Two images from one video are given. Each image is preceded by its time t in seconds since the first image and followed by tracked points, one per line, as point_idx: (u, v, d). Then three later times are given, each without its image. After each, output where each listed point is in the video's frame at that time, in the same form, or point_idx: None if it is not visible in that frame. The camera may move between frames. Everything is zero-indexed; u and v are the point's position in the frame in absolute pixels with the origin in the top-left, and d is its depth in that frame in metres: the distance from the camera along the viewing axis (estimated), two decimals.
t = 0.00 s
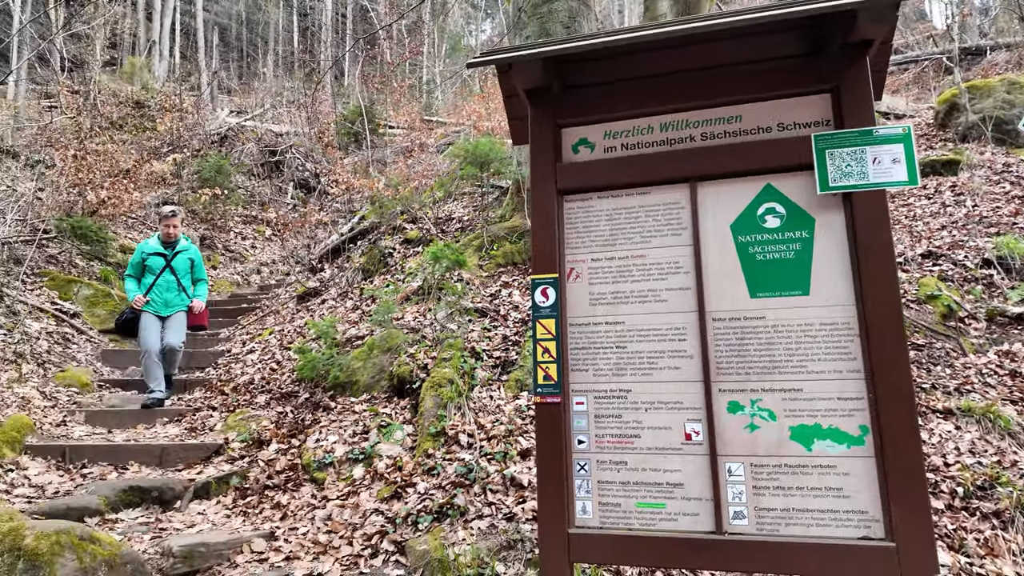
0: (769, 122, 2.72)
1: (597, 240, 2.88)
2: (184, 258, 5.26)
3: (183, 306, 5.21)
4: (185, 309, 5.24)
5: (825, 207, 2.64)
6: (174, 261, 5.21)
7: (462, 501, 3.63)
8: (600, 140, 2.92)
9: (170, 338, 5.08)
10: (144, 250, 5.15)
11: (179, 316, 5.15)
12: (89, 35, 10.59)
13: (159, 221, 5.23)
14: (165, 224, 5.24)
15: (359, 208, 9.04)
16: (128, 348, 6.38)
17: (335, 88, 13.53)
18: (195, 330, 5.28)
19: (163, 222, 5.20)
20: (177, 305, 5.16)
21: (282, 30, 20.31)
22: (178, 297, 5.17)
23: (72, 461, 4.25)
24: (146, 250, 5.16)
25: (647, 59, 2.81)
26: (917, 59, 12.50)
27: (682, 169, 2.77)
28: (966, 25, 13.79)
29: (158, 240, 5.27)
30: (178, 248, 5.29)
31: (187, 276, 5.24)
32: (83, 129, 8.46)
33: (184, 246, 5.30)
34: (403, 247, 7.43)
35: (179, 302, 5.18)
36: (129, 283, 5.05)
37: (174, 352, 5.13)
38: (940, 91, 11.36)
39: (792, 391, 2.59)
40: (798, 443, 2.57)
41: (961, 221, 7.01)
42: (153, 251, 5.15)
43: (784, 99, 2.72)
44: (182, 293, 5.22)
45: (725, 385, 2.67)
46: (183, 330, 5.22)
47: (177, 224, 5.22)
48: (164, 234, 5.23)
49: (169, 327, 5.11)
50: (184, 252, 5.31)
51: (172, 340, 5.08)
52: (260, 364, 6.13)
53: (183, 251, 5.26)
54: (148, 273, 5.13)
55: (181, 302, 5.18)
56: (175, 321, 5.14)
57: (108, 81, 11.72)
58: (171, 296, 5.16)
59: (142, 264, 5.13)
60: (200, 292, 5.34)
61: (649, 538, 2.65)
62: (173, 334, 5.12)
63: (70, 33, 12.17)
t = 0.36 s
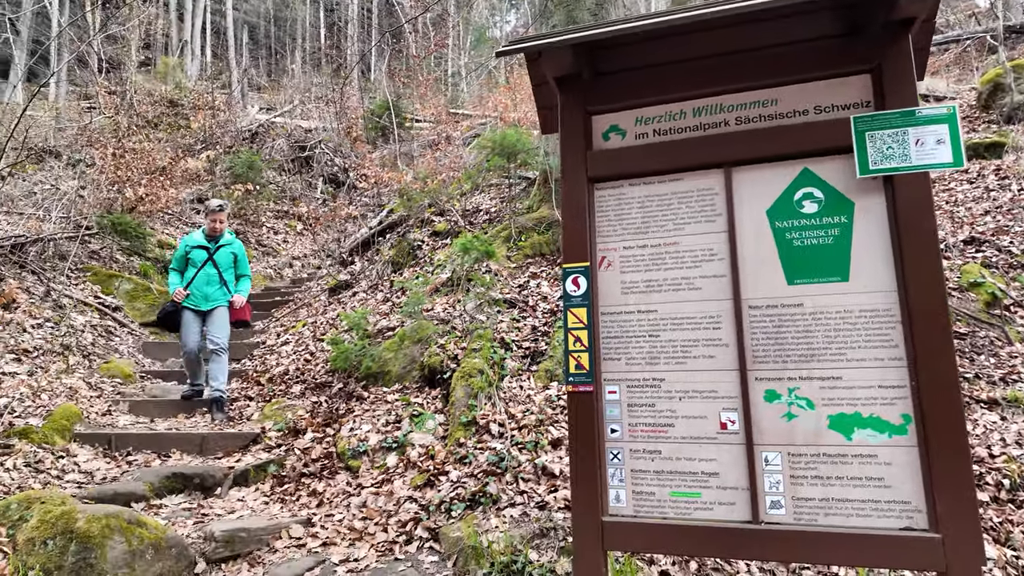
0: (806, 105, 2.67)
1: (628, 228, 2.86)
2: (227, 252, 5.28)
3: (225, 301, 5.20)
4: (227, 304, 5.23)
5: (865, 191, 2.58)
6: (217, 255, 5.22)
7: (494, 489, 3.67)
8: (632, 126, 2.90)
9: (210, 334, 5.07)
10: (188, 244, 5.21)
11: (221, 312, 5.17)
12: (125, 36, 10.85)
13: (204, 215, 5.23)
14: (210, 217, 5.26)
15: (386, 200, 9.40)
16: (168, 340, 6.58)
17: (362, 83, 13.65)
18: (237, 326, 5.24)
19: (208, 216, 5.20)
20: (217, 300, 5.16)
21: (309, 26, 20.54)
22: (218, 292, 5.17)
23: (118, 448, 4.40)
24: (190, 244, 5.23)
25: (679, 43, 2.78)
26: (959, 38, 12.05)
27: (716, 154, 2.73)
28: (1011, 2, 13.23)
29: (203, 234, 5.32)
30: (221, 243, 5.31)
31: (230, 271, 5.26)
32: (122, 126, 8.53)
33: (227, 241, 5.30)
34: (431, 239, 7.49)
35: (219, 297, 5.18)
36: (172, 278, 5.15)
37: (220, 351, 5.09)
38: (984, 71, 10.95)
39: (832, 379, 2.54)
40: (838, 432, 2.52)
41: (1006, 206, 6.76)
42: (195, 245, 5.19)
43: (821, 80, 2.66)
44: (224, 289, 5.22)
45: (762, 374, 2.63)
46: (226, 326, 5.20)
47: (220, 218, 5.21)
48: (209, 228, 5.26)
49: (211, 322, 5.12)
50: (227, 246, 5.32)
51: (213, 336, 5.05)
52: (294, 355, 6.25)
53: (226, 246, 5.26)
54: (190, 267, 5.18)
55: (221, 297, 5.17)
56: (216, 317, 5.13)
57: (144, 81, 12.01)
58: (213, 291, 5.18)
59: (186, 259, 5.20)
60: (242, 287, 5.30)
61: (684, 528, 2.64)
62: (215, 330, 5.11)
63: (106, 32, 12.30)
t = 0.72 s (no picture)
0: (844, 87, 2.60)
1: (660, 216, 2.84)
2: (270, 250, 5.25)
3: (268, 300, 5.22)
4: (270, 304, 5.25)
5: (906, 174, 2.51)
6: (260, 252, 5.21)
7: (525, 477, 3.71)
8: (663, 112, 2.87)
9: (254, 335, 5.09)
10: (231, 240, 5.17)
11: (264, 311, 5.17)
12: (158, 36, 11.10)
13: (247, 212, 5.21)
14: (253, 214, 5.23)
15: (415, 194, 9.44)
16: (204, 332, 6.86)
17: (388, 76, 13.74)
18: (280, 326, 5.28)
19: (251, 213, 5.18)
20: (261, 299, 5.17)
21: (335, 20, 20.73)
22: (261, 290, 5.17)
23: (160, 436, 4.55)
24: (233, 240, 5.19)
25: (711, 26, 2.73)
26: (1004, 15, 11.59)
27: (750, 139, 2.68)
28: None
29: (246, 229, 5.28)
30: (264, 240, 5.29)
31: (273, 269, 5.24)
32: (157, 122, 8.70)
33: (270, 238, 5.27)
34: (458, 231, 7.55)
35: (263, 296, 5.19)
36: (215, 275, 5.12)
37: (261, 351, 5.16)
38: None
39: (870, 367, 2.49)
40: (876, 421, 2.47)
41: None
42: (239, 242, 5.16)
43: (860, 62, 2.59)
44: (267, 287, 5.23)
45: (798, 362, 2.59)
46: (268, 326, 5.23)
47: (263, 215, 5.17)
48: (252, 224, 5.22)
49: (254, 322, 5.14)
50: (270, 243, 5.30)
51: (258, 338, 5.08)
52: (327, 346, 6.38)
53: (270, 243, 5.24)
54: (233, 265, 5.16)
55: (265, 297, 5.18)
56: (259, 317, 5.15)
57: (176, 80, 12.29)
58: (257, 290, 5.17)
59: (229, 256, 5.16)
60: (285, 286, 5.31)
61: (718, 517, 2.62)
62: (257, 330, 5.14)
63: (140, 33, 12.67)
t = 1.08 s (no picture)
0: (878, 69, 2.54)
1: (688, 203, 2.82)
2: (295, 242, 5.17)
3: (296, 294, 5.13)
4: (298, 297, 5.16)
5: (943, 156, 2.44)
6: (286, 245, 5.11)
7: (552, 465, 3.74)
8: (691, 97, 2.84)
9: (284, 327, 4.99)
10: (255, 233, 5.04)
11: (292, 304, 5.06)
12: (186, 33, 11.32)
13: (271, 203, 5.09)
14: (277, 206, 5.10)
15: (438, 186, 9.51)
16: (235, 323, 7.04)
17: (410, 69, 13.82)
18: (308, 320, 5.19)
19: (276, 204, 5.06)
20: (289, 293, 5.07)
21: (358, 14, 20.87)
22: (289, 284, 5.08)
23: (195, 424, 4.69)
24: (257, 232, 5.05)
25: (740, 8, 2.68)
26: None
27: (780, 123, 2.64)
28: None
29: (269, 221, 5.16)
30: (289, 232, 5.19)
31: (299, 261, 5.15)
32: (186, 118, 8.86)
33: (295, 229, 5.18)
34: (482, 222, 7.59)
35: (291, 290, 5.09)
36: (239, 269, 4.95)
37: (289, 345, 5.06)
38: None
39: (905, 354, 2.44)
40: (911, 409, 2.43)
41: None
42: (264, 234, 5.04)
43: (895, 41, 2.52)
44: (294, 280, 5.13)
45: (829, 349, 2.56)
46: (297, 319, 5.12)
47: (288, 207, 5.08)
48: (276, 216, 5.12)
49: (283, 316, 5.02)
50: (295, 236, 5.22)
51: (287, 330, 4.97)
52: (354, 336, 6.48)
53: (295, 234, 5.16)
54: (258, 258, 5.03)
55: (294, 291, 5.09)
56: (288, 310, 5.04)
57: (204, 77, 12.55)
58: (283, 284, 5.06)
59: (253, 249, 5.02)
60: (311, 278, 5.25)
61: (747, 505, 2.61)
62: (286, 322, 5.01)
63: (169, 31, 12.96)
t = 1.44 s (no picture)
0: (908, 47, 2.48)
1: (712, 187, 2.79)
2: (323, 238, 4.76)
3: (323, 293, 4.75)
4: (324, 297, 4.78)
5: (976, 136, 2.38)
6: (313, 241, 4.70)
7: (574, 452, 3.76)
8: (714, 80, 2.81)
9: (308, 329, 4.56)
10: (280, 227, 4.67)
11: (318, 305, 4.68)
12: (209, 28, 11.49)
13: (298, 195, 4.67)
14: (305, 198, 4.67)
15: (458, 176, 9.57)
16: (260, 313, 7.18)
17: (429, 59, 13.84)
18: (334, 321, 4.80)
19: (303, 197, 4.63)
20: (315, 292, 4.70)
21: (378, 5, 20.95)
22: (314, 282, 4.69)
23: (223, 411, 4.82)
24: (282, 227, 4.67)
25: None
26: None
27: (807, 104, 2.60)
28: None
29: (296, 215, 4.77)
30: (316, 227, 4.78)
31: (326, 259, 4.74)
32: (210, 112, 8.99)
33: (323, 224, 4.78)
34: (503, 211, 7.61)
35: (317, 289, 4.72)
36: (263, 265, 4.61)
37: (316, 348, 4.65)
38: None
39: (935, 339, 2.39)
40: (941, 395, 2.39)
41: None
42: (290, 228, 4.65)
43: (926, 19, 2.46)
44: (320, 278, 4.74)
45: (857, 335, 2.52)
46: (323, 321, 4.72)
47: (316, 200, 4.67)
48: (303, 210, 4.71)
49: (308, 317, 4.62)
50: (322, 231, 4.81)
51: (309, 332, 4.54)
52: (377, 325, 6.56)
53: (323, 229, 4.75)
54: (284, 254, 4.66)
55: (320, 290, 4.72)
56: (313, 311, 4.64)
57: (228, 71, 12.74)
58: (309, 282, 4.68)
59: (279, 244, 4.65)
60: (338, 277, 4.86)
61: (772, 491, 2.60)
62: (312, 325, 4.60)
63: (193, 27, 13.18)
